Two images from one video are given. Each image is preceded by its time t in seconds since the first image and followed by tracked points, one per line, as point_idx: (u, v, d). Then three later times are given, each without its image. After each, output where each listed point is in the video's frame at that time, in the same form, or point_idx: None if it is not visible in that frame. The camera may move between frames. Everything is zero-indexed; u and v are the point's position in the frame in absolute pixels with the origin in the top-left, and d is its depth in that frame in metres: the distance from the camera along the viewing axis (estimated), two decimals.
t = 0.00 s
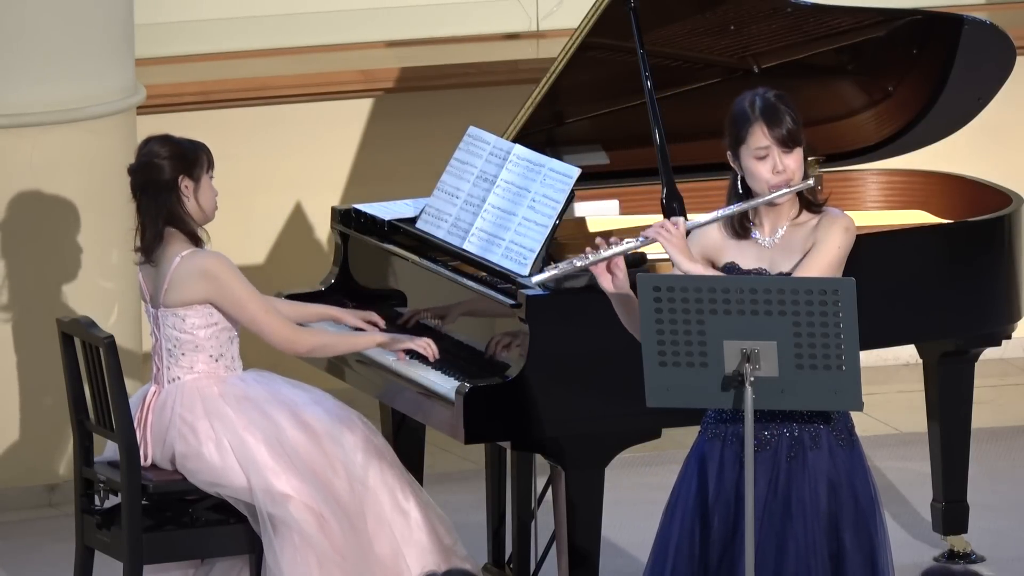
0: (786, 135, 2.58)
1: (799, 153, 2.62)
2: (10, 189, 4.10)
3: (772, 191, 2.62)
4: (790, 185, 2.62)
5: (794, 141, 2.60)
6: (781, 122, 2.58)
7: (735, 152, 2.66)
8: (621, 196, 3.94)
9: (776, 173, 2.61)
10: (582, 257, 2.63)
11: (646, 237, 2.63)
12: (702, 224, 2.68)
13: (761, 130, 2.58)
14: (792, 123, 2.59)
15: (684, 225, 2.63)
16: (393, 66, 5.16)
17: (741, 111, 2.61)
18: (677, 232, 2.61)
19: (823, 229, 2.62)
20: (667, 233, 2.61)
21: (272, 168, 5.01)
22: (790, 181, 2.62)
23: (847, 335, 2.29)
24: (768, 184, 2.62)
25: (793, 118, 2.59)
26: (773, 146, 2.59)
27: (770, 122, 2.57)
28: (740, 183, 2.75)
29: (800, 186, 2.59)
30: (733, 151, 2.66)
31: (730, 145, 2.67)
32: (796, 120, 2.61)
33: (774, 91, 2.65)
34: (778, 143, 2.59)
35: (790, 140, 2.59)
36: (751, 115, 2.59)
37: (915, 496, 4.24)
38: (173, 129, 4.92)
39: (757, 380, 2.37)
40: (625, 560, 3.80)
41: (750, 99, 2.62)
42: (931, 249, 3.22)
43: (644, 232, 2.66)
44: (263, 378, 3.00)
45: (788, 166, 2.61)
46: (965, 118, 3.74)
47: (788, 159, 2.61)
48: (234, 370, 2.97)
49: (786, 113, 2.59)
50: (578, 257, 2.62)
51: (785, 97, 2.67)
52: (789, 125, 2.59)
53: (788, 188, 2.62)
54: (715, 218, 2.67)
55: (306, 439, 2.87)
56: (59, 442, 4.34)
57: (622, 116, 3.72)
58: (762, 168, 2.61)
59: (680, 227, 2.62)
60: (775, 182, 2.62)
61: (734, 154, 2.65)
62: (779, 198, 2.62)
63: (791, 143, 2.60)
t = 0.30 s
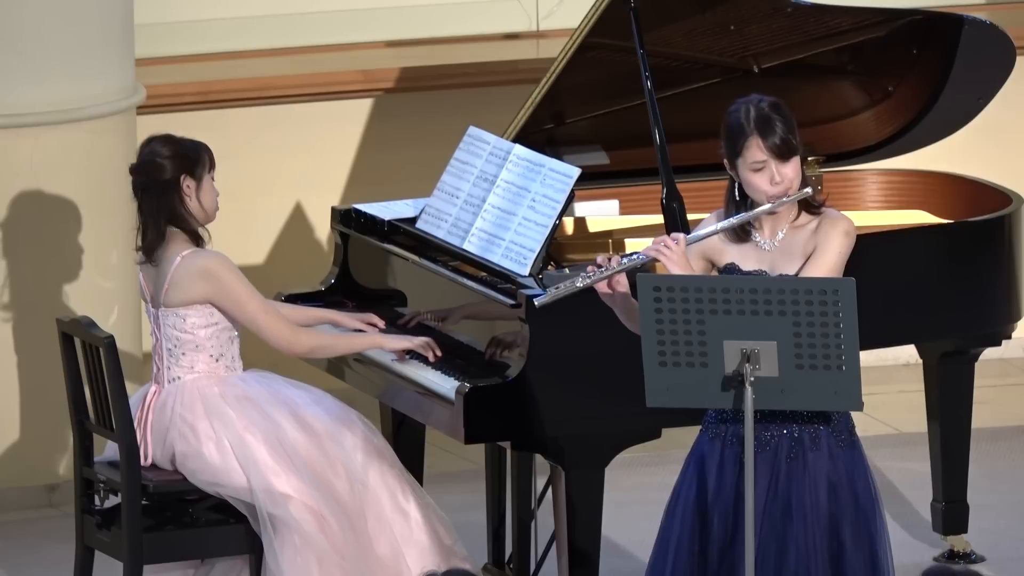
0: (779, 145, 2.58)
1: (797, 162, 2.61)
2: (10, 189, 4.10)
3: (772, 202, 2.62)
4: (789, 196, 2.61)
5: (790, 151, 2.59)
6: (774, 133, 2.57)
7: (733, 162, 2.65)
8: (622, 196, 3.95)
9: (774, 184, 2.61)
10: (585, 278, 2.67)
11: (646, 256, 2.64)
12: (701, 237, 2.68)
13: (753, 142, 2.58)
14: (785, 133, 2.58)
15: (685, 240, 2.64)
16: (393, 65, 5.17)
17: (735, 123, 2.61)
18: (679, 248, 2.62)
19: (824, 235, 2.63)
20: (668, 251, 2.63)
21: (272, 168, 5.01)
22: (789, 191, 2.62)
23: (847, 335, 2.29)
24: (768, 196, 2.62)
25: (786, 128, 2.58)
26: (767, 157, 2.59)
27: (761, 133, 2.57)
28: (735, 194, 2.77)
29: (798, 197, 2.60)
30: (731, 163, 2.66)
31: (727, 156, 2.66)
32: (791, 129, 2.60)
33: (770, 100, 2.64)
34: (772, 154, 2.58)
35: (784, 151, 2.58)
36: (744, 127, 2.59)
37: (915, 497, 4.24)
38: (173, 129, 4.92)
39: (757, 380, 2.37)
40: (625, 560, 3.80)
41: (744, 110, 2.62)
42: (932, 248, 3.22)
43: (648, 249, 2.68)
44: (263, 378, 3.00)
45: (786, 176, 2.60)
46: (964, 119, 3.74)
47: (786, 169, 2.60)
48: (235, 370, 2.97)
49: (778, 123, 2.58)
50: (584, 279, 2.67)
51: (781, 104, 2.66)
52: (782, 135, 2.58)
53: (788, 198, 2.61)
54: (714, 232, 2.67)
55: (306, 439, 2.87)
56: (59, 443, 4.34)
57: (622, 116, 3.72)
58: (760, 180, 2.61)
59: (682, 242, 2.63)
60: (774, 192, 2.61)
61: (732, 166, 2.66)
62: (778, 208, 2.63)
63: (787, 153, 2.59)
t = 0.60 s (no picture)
0: (777, 149, 2.57)
1: (797, 165, 2.60)
2: (9, 189, 4.10)
3: (769, 204, 2.63)
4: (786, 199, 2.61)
5: (788, 156, 2.58)
6: (772, 137, 2.57)
7: (734, 163, 2.66)
8: (622, 196, 3.96)
9: (771, 187, 2.61)
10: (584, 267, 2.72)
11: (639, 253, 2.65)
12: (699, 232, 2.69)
13: (752, 144, 2.59)
14: (784, 138, 2.57)
15: (679, 238, 2.64)
16: (393, 65, 5.17)
17: (737, 123, 2.61)
18: (672, 245, 2.63)
19: (823, 237, 2.63)
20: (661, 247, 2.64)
21: (272, 168, 5.01)
22: (786, 194, 2.62)
23: (848, 335, 2.29)
24: (765, 198, 2.63)
25: (786, 132, 2.57)
26: (765, 161, 2.59)
27: (761, 135, 2.57)
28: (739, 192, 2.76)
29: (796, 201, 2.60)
30: (732, 162, 2.66)
31: (730, 156, 2.67)
32: (793, 133, 2.59)
33: (775, 103, 2.62)
34: (770, 157, 2.58)
35: (782, 155, 2.58)
36: (745, 128, 2.59)
37: (915, 497, 4.24)
38: (173, 130, 4.92)
39: (757, 380, 2.37)
40: (625, 560, 3.80)
41: (748, 111, 2.62)
42: (932, 248, 3.22)
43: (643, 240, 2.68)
44: (263, 378, 3.00)
45: (783, 179, 2.60)
46: (964, 119, 3.74)
47: (784, 172, 2.60)
48: (235, 370, 2.97)
49: (779, 127, 2.57)
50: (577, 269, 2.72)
51: (788, 107, 2.65)
52: (781, 139, 2.57)
53: (785, 201, 2.62)
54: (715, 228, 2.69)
55: (306, 439, 2.87)
56: (59, 443, 4.33)
57: (622, 116, 3.72)
58: (757, 182, 2.61)
59: (676, 240, 2.63)
60: (771, 194, 2.62)
61: (733, 166, 2.66)
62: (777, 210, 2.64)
63: (785, 157, 2.58)
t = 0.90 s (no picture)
0: (784, 149, 2.57)
1: (803, 167, 2.60)
2: (10, 189, 4.10)
3: (771, 202, 2.62)
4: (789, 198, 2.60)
5: (796, 156, 2.59)
6: (781, 136, 2.57)
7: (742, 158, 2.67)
8: (622, 196, 3.91)
9: (774, 185, 2.61)
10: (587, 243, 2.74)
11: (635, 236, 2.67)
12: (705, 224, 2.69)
13: (760, 140, 2.59)
14: (793, 138, 2.57)
15: (679, 225, 2.67)
16: (393, 65, 5.17)
17: (749, 118, 2.62)
18: (669, 233, 2.65)
19: (823, 237, 2.63)
20: (658, 232, 2.66)
21: (272, 167, 5.01)
22: (789, 194, 2.61)
23: (847, 335, 2.29)
24: (768, 195, 2.63)
25: (796, 133, 2.57)
26: (771, 158, 2.59)
27: (770, 132, 2.57)
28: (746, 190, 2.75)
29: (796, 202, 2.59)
30: (740, 157, 2.67)
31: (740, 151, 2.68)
32: (802, 134, 2.58)
33: (789, 103, 2.62)
34: (776, 155, 2.58)
35: (788, 155, 2.58)
36: (755, 124, 2.60)
37: (915, 497, 4.24)
38: (173, 130, 4.92)
39: (757, 381, 2.37)
40: (625, 560, 3.80)
41: (762, 106, 2.62)
42: (932, 248, 3.22)
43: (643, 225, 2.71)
44: (263, 378, 3.00)
45: (787, 178, 2.60)
46: (964, 119, 3.75)
47: (789, 171, 2.60)
48: (235, 370, 2.97)
49: (789, 127, 2.57)
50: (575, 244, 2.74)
51: (803, 108, 2.64)
52: (790, 139, 2.57)
53: (788, 200, 2.60)
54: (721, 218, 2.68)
55: (307, 439, 2.87)
56: (59, 443, 4.33)
57: (622, 115, 3.72)
58: (761, 179, 2.62)
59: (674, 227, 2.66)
60: (773, 193, 2.62)
61: (741, 160, 2.67)
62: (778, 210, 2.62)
63: (792, 158, 2.58)
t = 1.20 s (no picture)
0: (797, 143, 2.58)
1: (812, 162, 2.61)
2: (10, 189, 4.10)
3: (780, 196, 2.62)
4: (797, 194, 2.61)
5: (807, 150, 2.59)
6: (795, 130, 2.57)
7: (750, 153, 2.66)
8: (622, 196, 3.93)
9: (784, 179, 2.61)
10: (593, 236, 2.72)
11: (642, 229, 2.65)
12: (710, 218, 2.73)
13: (773, 133, 2.58)
14: (806, 132, 2.57)
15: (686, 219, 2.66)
16: (393, 65, 5.17)
17: (760, 112, 2.61)
18: (677, 226, 2.64)
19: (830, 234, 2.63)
20: (666, 225, 2.65)
21: (272, 167, 5.01)
22: (798, 190, 2.62)
23: (847, 335, 2.29)
24: (777, 189, 2.63)
25: (809, 127, 2.58)
26: (783, 151, 2.59)
27: (783, 125, 2.57)
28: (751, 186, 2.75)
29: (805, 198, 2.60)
30: (748, 150, 2.67)
31: (747, 145, 2.67)
32: (814, 128, 2.59)
33: (798, 97, 2.63)
34: (789, 149, 2.58)
35: (801, 149, 2.58)
36: (768, 117, 2.59)
37: (915, 497, 4.24)
38: (173, 130, 4.91)
39: (757, 381, 2.37)
40: (625, 560, 3.80)
41: (773, 101, 2.62)
42: (932, 248, 3.22)
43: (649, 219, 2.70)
44: (264, 378, 3.00)
45: (797, 173, 2.60)
46: (964, 119, 3.75)
47: (799, 166, 2.60)
48: (236, 370, 2.97)
49: (803, 121, 2.58)
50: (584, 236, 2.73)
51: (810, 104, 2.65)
52: (803, 133, 2.57)
53: (796, 196, 2.62)
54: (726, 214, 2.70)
55: (306, 439, 2.87)
56: (59, 443, 4.33)
57: (622, 115, 3.73)
58: (771, 173, 2.62)
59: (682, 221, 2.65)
60: (782, 187, 2.62)
61: (749, 154, 2.66)
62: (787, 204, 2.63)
63: (804, 152, 2.59)
